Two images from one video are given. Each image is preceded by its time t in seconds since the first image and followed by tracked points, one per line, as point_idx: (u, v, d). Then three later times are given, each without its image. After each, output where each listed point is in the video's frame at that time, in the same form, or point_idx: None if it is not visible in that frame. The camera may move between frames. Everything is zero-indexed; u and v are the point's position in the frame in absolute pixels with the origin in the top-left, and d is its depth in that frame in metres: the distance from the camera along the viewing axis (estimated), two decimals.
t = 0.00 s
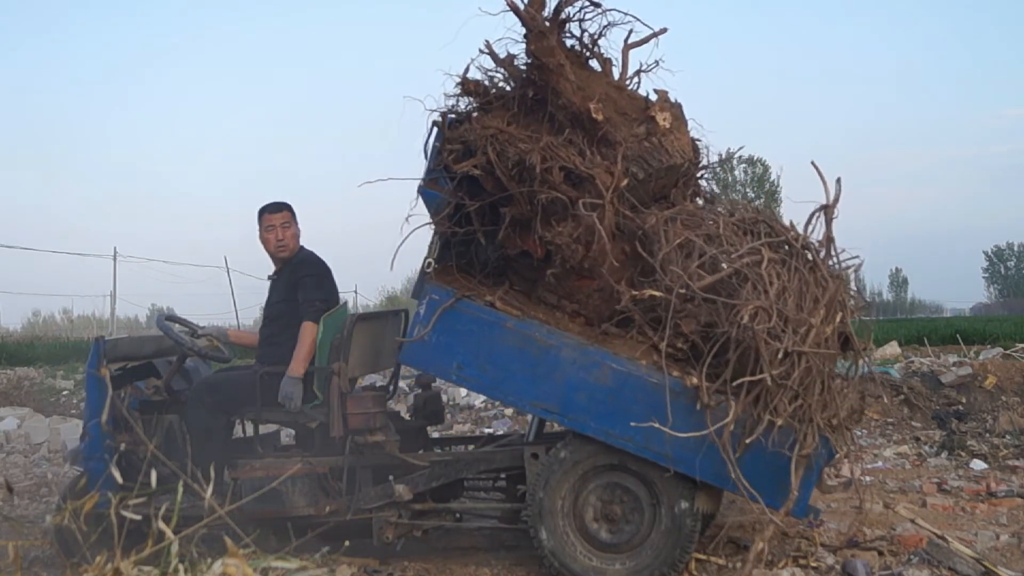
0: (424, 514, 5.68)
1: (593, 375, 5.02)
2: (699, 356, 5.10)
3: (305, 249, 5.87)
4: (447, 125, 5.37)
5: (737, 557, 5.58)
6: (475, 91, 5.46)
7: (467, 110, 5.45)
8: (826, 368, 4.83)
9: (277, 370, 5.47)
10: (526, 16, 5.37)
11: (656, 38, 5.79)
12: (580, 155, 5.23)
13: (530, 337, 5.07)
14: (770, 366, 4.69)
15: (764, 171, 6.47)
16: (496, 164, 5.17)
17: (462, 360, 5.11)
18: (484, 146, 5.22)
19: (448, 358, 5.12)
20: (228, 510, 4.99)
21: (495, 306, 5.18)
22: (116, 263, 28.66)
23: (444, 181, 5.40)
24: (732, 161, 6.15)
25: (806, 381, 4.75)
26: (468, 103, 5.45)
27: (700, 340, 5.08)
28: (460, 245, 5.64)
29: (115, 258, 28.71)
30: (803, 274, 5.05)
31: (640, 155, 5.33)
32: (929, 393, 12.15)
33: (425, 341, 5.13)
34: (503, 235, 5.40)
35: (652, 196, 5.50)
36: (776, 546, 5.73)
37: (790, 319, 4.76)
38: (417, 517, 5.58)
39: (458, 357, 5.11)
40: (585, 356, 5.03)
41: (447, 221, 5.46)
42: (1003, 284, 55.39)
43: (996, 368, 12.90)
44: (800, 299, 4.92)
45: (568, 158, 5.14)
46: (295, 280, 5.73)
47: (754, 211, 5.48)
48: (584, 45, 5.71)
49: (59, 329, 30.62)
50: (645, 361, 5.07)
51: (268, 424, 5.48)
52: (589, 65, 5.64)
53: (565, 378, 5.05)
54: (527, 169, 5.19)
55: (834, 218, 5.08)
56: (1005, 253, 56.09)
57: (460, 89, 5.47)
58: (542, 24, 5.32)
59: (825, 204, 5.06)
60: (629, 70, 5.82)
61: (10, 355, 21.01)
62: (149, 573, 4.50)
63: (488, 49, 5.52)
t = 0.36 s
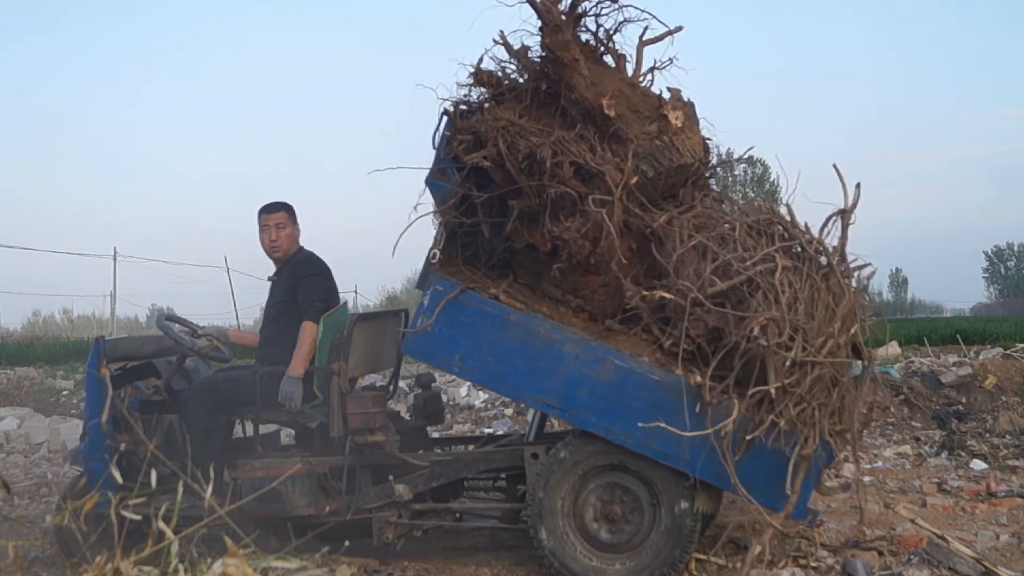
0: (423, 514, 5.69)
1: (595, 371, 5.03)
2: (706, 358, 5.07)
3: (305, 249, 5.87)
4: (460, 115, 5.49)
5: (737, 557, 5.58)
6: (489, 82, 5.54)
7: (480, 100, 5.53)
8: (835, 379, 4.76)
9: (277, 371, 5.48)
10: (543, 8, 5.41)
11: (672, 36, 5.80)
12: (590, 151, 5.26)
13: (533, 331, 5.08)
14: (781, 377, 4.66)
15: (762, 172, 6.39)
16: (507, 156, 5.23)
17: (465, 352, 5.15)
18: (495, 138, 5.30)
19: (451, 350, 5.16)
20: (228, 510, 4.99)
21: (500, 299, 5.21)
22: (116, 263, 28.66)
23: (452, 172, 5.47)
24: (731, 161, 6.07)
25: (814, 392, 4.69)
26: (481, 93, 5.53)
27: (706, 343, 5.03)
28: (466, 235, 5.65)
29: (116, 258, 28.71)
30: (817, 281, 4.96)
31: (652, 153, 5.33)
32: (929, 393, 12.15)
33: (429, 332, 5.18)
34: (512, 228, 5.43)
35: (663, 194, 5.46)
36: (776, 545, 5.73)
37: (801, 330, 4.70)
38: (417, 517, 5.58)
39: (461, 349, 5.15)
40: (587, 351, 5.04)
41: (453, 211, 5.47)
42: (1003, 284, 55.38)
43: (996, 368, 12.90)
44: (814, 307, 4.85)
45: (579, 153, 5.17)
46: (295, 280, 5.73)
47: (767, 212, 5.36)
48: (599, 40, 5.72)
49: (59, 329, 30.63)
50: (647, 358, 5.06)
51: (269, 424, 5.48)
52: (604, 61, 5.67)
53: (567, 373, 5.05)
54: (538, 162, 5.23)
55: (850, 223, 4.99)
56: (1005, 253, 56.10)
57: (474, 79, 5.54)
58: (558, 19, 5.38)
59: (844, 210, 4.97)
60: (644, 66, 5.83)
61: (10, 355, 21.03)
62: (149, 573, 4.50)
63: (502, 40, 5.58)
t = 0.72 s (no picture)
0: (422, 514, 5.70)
1: (596, 368, 5.03)
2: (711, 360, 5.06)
3: (305, 249, 5.87)
4: (475, 108, 5.43)
5: (737, 557, 5.58)
6: (507, 73, 5.54)
7: (496, 90, 5.50)
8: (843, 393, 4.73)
9: (276, 371, 5.49)
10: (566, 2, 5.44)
11: (692, 38, 5.79)
12: (603, 150, 5.26)
13: (535, 327, 5.09)
14: (786, 385, 4.65)
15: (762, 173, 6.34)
16: (519, 151, 5.20)
17: (466, 347, 5.13)
18: (509, 131, 5.25)
19: (452, 345, 5.14)
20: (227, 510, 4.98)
21: (502, 294, 5.21)
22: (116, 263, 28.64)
23: (457, 165, 5.45)
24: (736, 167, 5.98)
25: (821, 404, 4.66)
26: (498, 83, 5.51)
27: (711, 349, 5.01)
28: (471, 229, 5.65)
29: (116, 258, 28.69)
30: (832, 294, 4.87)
31: (665, 155, 5.32)
32: (929, 393, 12.15)
33: (430, 326, 5.17)
34: (519, 223, 5.43)
35: (674, 197, 5.44)
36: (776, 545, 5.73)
37: (811, 341, 4.67)
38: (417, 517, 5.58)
39: (462, 344, 5.14)
40: (589, 348, 5.04)
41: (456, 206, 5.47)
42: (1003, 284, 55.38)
43: (996, 368, 12.90)
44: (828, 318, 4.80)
45: (592, 152, 5.17)
46: (295, 280, 5.73)
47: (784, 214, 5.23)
48: (620, 38, 5.73)
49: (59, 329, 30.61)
50: (650, 357, 5.06)
51: (268, 424, 5.43)
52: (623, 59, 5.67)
53: (568, 370, 5.06)
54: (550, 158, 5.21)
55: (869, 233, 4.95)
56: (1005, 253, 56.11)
57: (492, 69, 5.54)
58: (581, 15, 5.43)
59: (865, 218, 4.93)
60: (662, 67, 5.80)
61: (10, 355, 21.03)
62: (149, 573, 4.50)
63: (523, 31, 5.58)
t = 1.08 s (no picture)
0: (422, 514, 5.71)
1: (598, 363, 5.03)
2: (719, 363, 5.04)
3: (307, 249, 5.87)
4: (503, 95, 5.52)
5: (737, 557, 5.57)
6: (537, 60, 5.59)
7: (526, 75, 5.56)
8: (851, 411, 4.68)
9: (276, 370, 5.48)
10: None
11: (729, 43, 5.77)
12: (625, 151, 5.29)
13: (537, 321, 5.09)
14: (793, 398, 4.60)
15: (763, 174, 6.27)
16: (541, 141, 5.26)
17: (468, 338, 5.16)
18: (533, 121, 5.31)
19: (455, 336, 5.18)
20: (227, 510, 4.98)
21: (506, 287, 5.22)
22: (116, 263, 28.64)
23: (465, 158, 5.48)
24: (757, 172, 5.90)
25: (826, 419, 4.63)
26: (529, 69, 5.58)
27: (716, 353, 4.99)
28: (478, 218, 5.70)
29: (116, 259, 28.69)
30: (850, 313, 4.79)
31: (688, 160, 5.39)
32: (929, 393, 12.16)
33: (434, 317, 5.20)
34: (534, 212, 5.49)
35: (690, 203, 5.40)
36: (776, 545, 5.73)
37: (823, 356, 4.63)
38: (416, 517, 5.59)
39: (464, 335, 5.16)
40: (591, 343, 5.04)
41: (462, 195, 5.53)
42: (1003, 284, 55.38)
43: (996, 368, 12.90)
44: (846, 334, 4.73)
45: (614, 152, 5.20)
46: (296, 280, 5.73)
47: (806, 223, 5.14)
48: (656, 37, 5.74)
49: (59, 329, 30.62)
50: (652, 354, 5.06)
51: (268, 424, 5.45)
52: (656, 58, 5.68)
53: (570, 364, 5.06)
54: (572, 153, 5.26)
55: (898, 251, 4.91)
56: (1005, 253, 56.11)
57: (525, 54, 5.59)
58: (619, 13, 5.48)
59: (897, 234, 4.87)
60: (695, 69, 5.80)
61: (10, 355, 21.04)
62: (149, 573, 4.50)
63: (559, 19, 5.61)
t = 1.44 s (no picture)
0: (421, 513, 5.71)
1: (598, 360, 5.03)
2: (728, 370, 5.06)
3: (308, 248, 5.86)
4: (571, 77, 5.45)
5: (738, 557, 5.56)
6: (611, 51, 5.44)
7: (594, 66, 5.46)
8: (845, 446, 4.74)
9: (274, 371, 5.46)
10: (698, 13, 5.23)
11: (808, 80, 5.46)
12: (675, 173, 5.17)
13: (539, 316, 5.10)
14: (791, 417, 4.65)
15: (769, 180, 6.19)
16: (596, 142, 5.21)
17: (469, 331, 5.17)
18: (592, 119, 5.22)
19: (455, 329, 5.18)
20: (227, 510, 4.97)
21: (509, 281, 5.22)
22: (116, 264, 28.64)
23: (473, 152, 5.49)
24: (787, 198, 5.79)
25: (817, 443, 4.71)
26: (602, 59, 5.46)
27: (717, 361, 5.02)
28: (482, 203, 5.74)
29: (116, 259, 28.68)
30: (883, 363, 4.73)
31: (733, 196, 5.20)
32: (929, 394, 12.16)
33: (436, 308, 5.22)
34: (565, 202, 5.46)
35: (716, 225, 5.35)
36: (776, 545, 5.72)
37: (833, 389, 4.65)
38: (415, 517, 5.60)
39: (465, 328, 5.17)
40: (592, 340, 5.04)
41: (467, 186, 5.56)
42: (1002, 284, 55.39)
43: (996, 368, 12.91)
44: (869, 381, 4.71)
45: (663, 174, 5.10)
46: (296, 279, 5.73)
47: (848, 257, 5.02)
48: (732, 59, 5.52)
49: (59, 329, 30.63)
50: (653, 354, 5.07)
51: (267, 422, 5.45)
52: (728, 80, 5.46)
53: (570, 360, 5.06)
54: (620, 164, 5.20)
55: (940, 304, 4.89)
56: (1005, 253, 56.13)
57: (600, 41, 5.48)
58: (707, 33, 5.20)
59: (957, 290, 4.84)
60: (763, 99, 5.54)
61: (9, 355, 21.05)
62: (149, 573, 4.50)
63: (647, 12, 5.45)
